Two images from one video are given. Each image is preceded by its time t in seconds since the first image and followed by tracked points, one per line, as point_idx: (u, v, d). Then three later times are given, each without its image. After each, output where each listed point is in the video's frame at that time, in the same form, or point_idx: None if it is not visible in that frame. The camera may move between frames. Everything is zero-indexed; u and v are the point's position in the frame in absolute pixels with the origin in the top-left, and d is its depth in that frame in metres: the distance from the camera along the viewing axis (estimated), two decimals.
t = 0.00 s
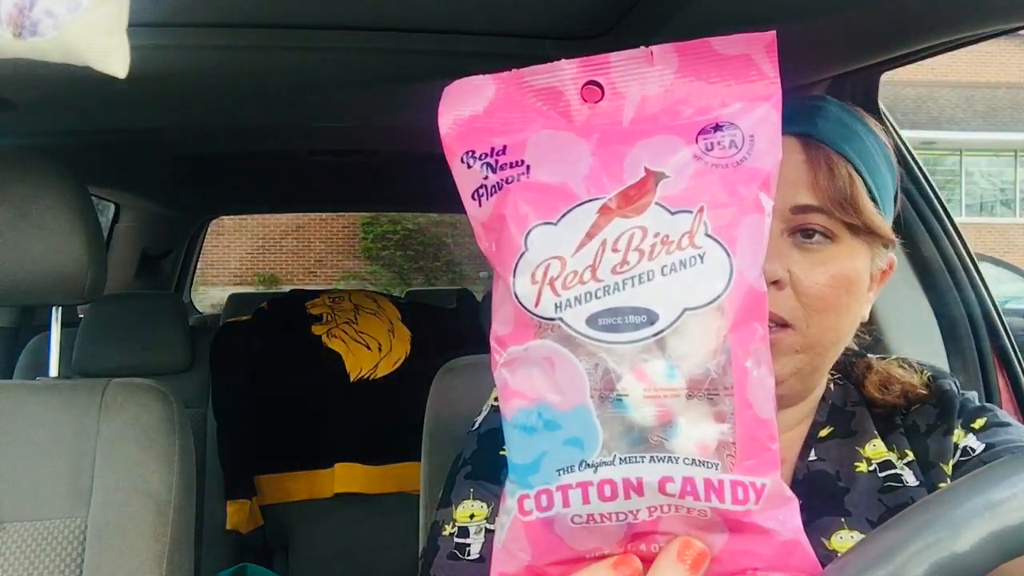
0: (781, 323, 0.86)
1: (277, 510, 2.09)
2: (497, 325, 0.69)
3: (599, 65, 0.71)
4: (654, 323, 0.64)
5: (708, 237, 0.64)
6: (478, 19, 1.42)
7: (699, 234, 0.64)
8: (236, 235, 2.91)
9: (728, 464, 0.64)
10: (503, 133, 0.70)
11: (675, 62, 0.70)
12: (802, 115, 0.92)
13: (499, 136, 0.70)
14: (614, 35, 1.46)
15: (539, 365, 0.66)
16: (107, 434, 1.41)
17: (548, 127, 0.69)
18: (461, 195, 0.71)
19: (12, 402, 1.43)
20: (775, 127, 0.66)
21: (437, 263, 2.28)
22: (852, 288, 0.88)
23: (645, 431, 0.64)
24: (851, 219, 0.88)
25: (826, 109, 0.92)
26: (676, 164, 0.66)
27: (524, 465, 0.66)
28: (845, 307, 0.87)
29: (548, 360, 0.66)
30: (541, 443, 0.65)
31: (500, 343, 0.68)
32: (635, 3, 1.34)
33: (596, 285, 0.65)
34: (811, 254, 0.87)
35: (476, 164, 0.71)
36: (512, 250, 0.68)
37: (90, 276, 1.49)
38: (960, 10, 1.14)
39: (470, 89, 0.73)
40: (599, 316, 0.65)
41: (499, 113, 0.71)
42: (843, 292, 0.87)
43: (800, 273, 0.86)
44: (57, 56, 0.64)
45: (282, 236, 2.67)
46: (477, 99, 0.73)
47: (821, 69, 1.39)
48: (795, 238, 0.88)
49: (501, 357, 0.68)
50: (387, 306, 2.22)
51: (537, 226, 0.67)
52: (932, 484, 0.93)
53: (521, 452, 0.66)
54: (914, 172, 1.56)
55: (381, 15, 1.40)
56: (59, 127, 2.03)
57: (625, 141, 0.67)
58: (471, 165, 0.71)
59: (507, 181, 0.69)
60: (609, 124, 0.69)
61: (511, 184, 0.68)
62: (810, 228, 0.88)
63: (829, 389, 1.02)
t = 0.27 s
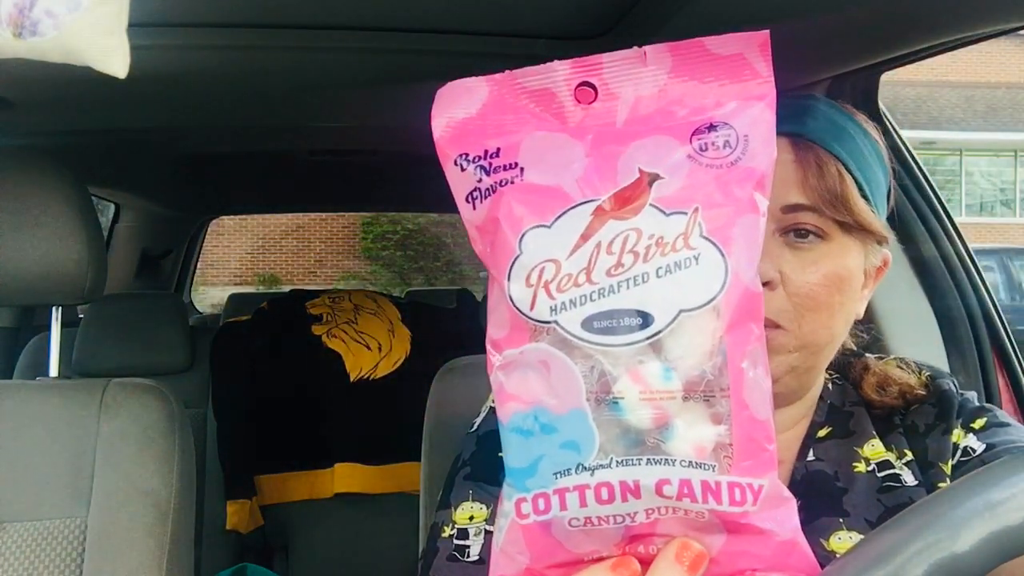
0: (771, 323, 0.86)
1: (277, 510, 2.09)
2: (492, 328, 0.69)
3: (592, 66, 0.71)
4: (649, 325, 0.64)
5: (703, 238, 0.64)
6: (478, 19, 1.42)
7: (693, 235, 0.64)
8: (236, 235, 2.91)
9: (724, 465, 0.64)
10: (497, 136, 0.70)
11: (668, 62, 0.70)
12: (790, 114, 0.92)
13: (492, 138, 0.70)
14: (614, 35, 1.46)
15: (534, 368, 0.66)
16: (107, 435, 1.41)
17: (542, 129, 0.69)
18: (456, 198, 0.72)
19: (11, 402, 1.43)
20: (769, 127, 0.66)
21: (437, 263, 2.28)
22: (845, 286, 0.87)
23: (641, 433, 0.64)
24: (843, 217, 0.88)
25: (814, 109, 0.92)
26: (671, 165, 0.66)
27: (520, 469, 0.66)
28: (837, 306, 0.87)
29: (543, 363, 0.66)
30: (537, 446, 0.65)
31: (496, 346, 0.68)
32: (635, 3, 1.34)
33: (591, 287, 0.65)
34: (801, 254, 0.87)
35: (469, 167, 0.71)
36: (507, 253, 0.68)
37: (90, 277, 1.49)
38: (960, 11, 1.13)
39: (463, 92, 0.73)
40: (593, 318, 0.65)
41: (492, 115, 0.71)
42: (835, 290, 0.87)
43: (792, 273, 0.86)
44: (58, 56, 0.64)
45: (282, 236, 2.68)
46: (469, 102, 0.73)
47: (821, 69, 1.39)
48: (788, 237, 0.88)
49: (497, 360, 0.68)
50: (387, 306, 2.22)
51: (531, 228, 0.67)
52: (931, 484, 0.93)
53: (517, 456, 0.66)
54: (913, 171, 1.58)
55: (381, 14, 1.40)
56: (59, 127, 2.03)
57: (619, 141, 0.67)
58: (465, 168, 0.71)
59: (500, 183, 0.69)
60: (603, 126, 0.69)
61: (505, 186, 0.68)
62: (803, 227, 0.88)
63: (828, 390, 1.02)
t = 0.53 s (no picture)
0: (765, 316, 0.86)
1: (277, 510, 2.09)
2: (482, 334, 0.69)
3: (577, 69, 0.71)
4: (638, 328, 0.64)
5: (692, 240, 0.64)
6: (478, 19, 1.42)
7: (682, 237, 0.64)
8: (236, 235, 2.91)
9: (716, 467, 0.64)
10: (483, 141, 0.70)
11: (654, 64, 0.70)
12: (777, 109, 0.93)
13: (479, 143, 0.70)
14: (615, 35, 1.46)
15: (525, 373, 0.66)
16: (107, 435, 1.41)
17: (529, 133, 0.69)
18: (444, 203, 0.72)
19: (11, 402, 1.43)
20: (755, 127, 0.66)
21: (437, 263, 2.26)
22: (839, 277, 0.88)
23: (633, 435, 0.64)
24: (833, 207, 0.88)
25: (801, 103, 0.93)
26: (658, 168, 0.66)
27: (513, 474, 0.66)
28: (833, 297, 0.87)
29: (533, 368, 0.66)
30: (530, 451, 0.66)
31: (486, 350, 0.69)
32: (635, 3, 1.34)
33: (579, 291, 0.65)
34: (796, 246, 0.87)
35: (457, 172, 0.71)
36: (495, 258, 0.68)
37: (90, 277, 1.49)
38: (958, 11, 1.13)
39: (450, 98, 0.73)
40: (582, 321, 0.65)
41: (478, 119, 0.71)
42: (831, 281, 0.87)
43: (788, 266, 0.86)
44: (56, 56, 0.64)
45: (283, 237, 2.68)
46: (456, 107, 0.73)
47: (821, 70, 1.39)
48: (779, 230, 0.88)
49: (487, 365, 0.68)
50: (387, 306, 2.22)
51: (520, 232, 0.67)
52: (930, 483, 0.93)
53: (510, 460, 0.66)
54: (914, 172, 1.59)
55: (382, 15, 1.40)
56: (60, 127, 2.03)
57: (606, 145, 0.67)
58: (453, 173, 0.71)
59: (487, 189, 0.69)
60: (590, 129, 0.69)
61: (492, 192, 0.68)
62: (792, 220, 0.88)
63: (826, 388, 1.02)
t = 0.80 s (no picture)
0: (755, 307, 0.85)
1: (277, 510, 2.09)
2: (484, 334, 0.69)
3: (579, 71, 0.71)
4: (639, 327, 0.64)
5: (692, 239, 0.64)
6: (477, 19, 1.42)
7: (682, 237, 0.64)
8: (236, 235, 2.91)
9: (717, 467, 0.64)
10: (485, 141, 0.70)
11: (656, 66, 0.71)
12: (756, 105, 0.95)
13: (481, 143, 0.70)
14: (614, 35, 1.46)
15: (525, 373, 0.67)
16: (106, 434, 1.41)
17: (530, 134, 0.69)
18: (446, 204, 0.72)
19: (11, 402, 1.43)
20: (756, 126, 0.66)
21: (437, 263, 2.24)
22: (827, 266, 0.88)
23: (633, 436, 0.64)
24: (815, 196, 0.89)
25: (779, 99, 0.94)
26: (660, 168, 0.66)
27: (513, 472, 0.66)
28: (821, 286, 0.87)
29: (533, 367, 0.66)
30: (530, 450, 0.66)
31: (487, 350, 0.69)
32: (635, 3, 1.34)
33: (580, 290, 0.65)
34: (779, 236, 0.88)
35: (459, 172, 0.71)
36: (496, 258, 0.68)
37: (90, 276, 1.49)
38: (958, 12, 1.13)
39: (453, 100, 0.73)
40: (583, 321, 0.65)
41: (480, 120, 0.72)
42: (818, 270, 0.87)
43: (773, 257, 0.86)
44: (57, 56, 0.64)
45: (282, 236, 2.66)
46: (459, 108, 0.73)
47: (821, 70, 1.39)
48: (764, 221, 0.89)
49: (489, 364, 0.68)
50: (388, 306, 2.22)
51: (521, 233, 0.67)
52: (930, 482, 0.93)
53: (511, 460, 0.66)
54: (914, 173, 1.59)
55: (382, 15, 1.40)
56: (59, 127, 2.03)
57: (608, 145, 0.67)
58: (455, 173, 0.71)
59: (489, 189, 0.69)
60: (591, 129, 0.69)
61: (493, 192, 0.68)
62: (777, 210, 0.89)
63: (824, 389, 1.03)
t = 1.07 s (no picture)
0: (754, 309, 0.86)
1: (277, 510, 2.09)
2: (484, 334, 0.69)
3: (578, 69, 0.71)
4: (640, 330, 0.64)
5: (693, 241, 0.64)
6: (477, 19, 1.42)
7: (683, 238, 0.64)
8: (236, 235, 2.91)
9: (718, 470, 0.64)
10: (483, 140, 0.70)
11: (655, 63, 0.70)
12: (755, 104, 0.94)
13: (480, 143, 0.70)
14: (614, 35, 1.46)
15: (525, 376, 0.67)
16: (107, 435, 1.41)
17: (529, 133, 0.69)
18: (445, 205, 0.72)
19: (11, 402, 1.43)
20: (757, 126, 0.66)
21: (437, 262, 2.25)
22: (824, 267, 0.88)
23: (634, 438, 0.65)
24: (812, 196, 0.89)
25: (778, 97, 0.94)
26: (660, 169, 0.66)
27: (513, 476, 0.66)
28: (818, 286, 0.87)
29: (534, 370, 0.66)
30: (531, 453, 0.66)
31: (487, 352, 0.69)
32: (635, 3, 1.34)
33: (581, 292, 0.65)
34: (773, 237, 0.87)
35: (458, 172, 0.71)
36: (496, 259, 0.68)
37: (90, 277, 1.49)
38: (959, 12, 1.13)
39: (450, 98, 0.73)
40: (583, 323, 0.65)
41: (479, 119, 0.71)
42: (815, 271, 0.87)
43: (769, 258, 0.86)
44: (57, 56, 0.64)
45: (282, 236, 2.66)
46: (457, 107, 0.73)
47: (822, 70, 1.38)
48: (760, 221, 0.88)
49: (489, 366, 0.68)
50: (388, 306, 2.22)
51: (520, 233, 0.67)
52: (929, 475, 0.93)
53: (511, 463, 0.66)
54: (914, 172, 1.59)
55: (382, 15, 1.40)
56: (59, 127, 2.03)
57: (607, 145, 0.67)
58: (454, 174, 0.71)
59: (488, 189, 0.68)
60: (591, 129, 0.69)
61: (493, 193, 0.68)
62: (773, 210, 0.89)
63: (821, 381, 1.03)
